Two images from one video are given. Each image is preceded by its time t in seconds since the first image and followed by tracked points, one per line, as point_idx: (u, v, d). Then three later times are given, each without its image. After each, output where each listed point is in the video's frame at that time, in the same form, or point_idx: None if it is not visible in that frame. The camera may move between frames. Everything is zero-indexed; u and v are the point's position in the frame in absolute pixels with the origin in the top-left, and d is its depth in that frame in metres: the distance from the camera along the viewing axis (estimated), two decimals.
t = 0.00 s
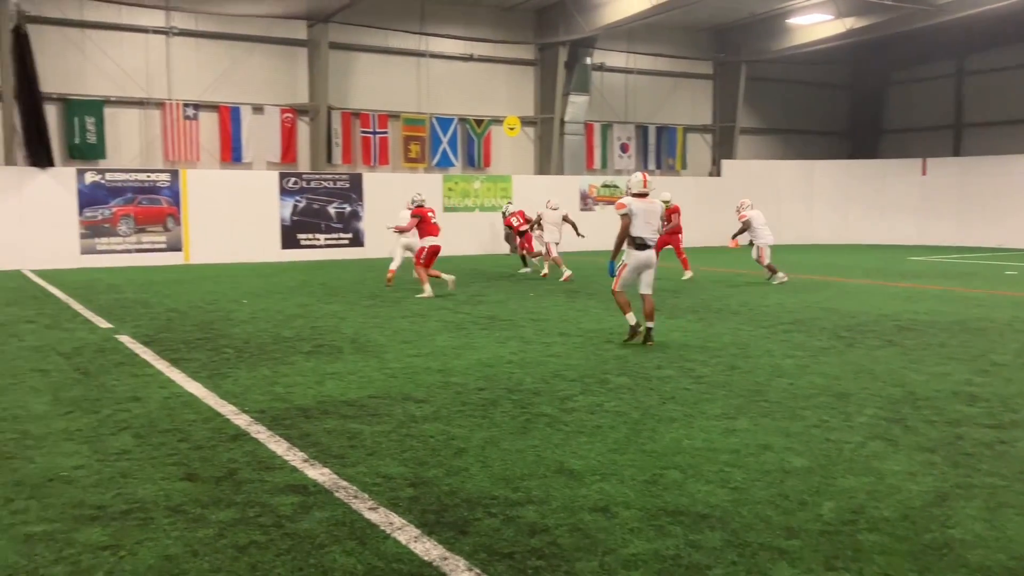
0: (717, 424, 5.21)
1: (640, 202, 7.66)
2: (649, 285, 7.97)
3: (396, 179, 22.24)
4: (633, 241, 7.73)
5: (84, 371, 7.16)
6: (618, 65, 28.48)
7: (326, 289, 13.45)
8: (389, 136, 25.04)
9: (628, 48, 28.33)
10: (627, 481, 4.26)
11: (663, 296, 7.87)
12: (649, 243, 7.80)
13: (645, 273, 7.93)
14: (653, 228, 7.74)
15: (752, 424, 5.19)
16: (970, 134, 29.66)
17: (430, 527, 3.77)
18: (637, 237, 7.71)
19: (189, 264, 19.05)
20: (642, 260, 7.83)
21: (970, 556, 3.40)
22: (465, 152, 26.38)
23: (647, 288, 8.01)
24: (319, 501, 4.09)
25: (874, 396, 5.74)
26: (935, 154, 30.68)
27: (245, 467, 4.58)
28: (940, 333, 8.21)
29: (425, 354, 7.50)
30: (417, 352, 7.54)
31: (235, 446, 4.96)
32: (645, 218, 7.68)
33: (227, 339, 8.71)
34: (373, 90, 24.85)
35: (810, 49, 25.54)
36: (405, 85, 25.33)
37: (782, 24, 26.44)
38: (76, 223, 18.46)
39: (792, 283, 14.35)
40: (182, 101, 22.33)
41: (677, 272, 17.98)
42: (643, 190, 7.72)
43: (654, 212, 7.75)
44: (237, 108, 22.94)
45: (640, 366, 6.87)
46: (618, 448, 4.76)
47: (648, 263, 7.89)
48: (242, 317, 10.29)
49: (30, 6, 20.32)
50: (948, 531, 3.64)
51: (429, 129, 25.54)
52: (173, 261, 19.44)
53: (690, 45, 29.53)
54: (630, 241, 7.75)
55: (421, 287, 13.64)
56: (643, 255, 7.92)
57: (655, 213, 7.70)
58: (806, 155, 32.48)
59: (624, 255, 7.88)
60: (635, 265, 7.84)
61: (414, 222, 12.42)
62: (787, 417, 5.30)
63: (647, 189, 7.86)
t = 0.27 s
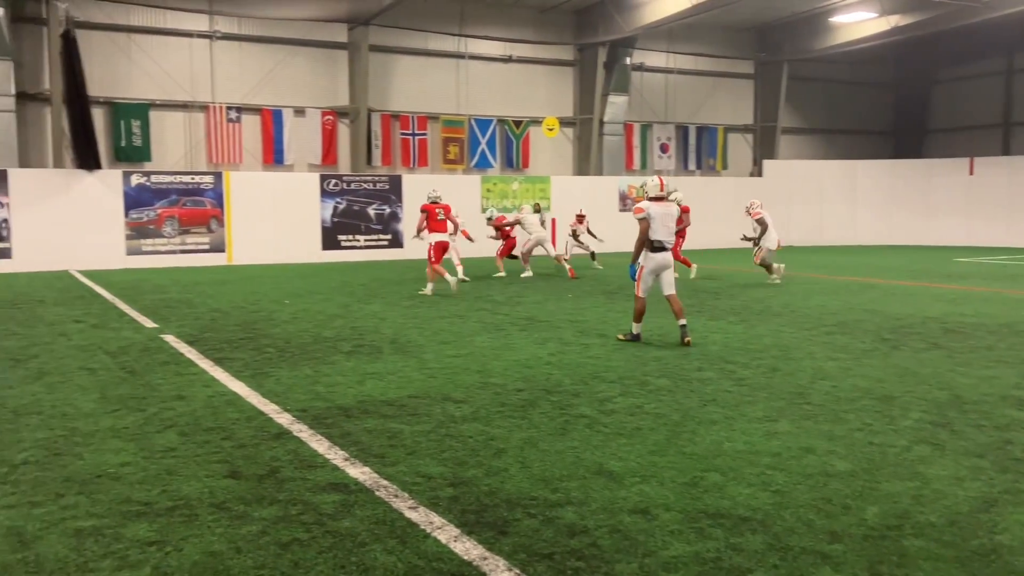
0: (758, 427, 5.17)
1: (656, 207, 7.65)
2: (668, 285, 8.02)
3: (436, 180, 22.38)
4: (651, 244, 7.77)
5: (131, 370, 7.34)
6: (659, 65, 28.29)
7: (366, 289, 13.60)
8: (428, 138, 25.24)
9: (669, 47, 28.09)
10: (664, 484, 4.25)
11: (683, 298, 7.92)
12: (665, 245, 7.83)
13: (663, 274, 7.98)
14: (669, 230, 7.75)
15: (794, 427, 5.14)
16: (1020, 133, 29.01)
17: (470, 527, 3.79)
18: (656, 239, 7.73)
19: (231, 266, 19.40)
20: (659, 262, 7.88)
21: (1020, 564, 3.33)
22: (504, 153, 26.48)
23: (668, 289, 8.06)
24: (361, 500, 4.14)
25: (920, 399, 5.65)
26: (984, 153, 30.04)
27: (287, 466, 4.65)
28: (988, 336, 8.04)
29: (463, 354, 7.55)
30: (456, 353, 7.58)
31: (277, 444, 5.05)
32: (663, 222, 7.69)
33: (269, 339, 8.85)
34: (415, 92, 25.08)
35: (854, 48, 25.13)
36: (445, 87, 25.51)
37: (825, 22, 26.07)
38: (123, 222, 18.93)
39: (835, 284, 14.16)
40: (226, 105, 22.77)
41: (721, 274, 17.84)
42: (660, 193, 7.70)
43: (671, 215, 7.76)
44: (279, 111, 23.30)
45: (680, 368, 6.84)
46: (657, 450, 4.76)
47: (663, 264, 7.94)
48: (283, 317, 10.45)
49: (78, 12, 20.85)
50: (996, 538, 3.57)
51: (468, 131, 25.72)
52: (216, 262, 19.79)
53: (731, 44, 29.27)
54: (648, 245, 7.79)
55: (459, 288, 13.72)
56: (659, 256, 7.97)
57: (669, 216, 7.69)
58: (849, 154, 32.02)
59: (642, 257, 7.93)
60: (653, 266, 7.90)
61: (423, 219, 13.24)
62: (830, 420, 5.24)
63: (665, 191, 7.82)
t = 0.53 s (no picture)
0: (796, 429, 5.13)
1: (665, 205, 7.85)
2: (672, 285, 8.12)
3: (472, 182, 22.52)
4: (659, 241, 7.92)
5: (171, 368, 7.49)
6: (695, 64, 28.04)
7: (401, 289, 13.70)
8: (463, 139, 25.40)
9: (705, 46, 27.87)
10: (700, 486, 4.24)
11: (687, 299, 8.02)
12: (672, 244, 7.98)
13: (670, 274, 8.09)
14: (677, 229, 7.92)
15: (833, 429, 5.09)
16: None
17: (505, 527, 3.82)
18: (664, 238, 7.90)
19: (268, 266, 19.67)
20: (667, 261, 8.00)
21: None
22: (539, 153, 26.50)
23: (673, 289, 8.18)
24: (397, 498, 4.19)
25: (962, 402, 5.55)
26: None
27: (324, 464, 4.72)
28: None
29: (498, 355, 7.59)
30: (491, 354, 7.62)
31: (314, 443, 5.12)
32: (671, 220, 7.89)
33: (306, 338, 8.97)
34: (451, 93, 25.19)
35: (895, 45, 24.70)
36: (480, 88, 25.62)
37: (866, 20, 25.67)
38: (163, 223, 19.32)
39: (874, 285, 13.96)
40: (263, 106, 23.09)
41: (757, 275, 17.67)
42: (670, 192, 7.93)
43: (680, 213, 7.96)
44: (316, 113, 23.56)
45: (716, 369, 6.80)
46: (692, 451, 4.74)
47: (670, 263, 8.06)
48: (319, 317, 10.58)
49: (120, 16, 21.31)
50: None
51: (503, 132, 25.76)
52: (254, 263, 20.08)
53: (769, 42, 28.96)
54: (657, 242, 7.96)
55: (493, 288, 13.76)
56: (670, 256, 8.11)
57: (677, 215, 7.89)
58: (889, 152, 31.51)
59: (652, 255, 8.08)
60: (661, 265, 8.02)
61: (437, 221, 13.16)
62: (869, 423, 5.17)
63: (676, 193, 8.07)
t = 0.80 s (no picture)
0: (831, 430, 5.08)
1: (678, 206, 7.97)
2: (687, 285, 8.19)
3: (505, 182, 22.57)
4: (674, 241, 8.01)
5: (208, 366, 7.63)
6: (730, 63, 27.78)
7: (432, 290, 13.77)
8: (495, 139, 25.48)
9: (739, 45, 27.62)
10: (733, 487, 4.22)
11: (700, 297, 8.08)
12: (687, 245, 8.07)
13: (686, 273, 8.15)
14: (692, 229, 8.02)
15: (869, 430, 5.04)
16: None
17: (538, 526, 3.85)
18: (680, 238, 7.99)
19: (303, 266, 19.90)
20: (683, 261, 8.07)
21: None
22: (571, 153, 26.49)
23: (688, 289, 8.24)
24: (430, 497, 4.24)
25: (1002, 406, 5.45)
26: None
27: (358, 462, 4.79)
28: None
29: (531, 355, 7.61)
30: (523, 353, 7.65)
31: (348, 441, 5.20)
32: (686, 220, 7.98)
33: (340, 337, 9.07)
34: (484, 93, 25.29)
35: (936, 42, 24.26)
36: (513, 88, 25.66)
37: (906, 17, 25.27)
38: (200, 223, 19.67)
39: (912, 287, 13.77)
40: (298, 107, 23.36)
41: (792, 275, 17.49)
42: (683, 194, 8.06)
43: (694, 215, 8.07)
44: (350, 114, 23.77)
45: (750, 370, 6.75)
46: (724, 453, 4.73)
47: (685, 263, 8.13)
48: (352, 317, 10.70)
49: (157, 19, 21.72)
50: None
51: (536, 132, 25.74)
52: (288, 263, 20.34)
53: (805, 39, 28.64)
54: (672, 243, 8.05)
55: (523, 288, 13.77)
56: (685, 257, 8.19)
57: (690, 216, 8.00)
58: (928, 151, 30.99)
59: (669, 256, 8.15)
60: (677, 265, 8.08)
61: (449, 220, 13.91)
62: (906, 425, 5.11)
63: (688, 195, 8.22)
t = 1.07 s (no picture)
0: (865, 431, 5.03)
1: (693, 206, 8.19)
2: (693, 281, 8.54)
3: (534, 181, 22.58)
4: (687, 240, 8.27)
5: (239, 364, 7.75)
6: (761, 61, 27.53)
7: (462, 289, 13.84)
8: (524, 138, 25.50)
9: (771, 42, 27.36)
10: (763, 489, 4.19)
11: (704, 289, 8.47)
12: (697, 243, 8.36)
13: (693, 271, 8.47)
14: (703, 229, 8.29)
15: (903, 432, 4.98)
16: None
17: (567, 526, 3.86)
18: (693, 236, 8.25)
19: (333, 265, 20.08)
20: (693, 259, 8.37)
21: None
22: (600, 152, 26.41)
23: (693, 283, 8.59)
24: (459, 495, 4.27)
25: None
26: None
27: (387, 460, 4.84)
28: None
29: (560, 354, 7.62)
30: (552, 353, 7.66)
31: (377, 439, 5.25)
32: (700, 219, 8.22)
33: (370, 336, 9.16)
34: (513, 91, 25.31)
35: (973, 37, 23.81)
36: (542, 86, 25.64)
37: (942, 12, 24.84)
38: (232, 223, 19.94)
39: (949, 287, 13.54)
40: (328, 107, 23.56)
41: (825, 275, 17.28)
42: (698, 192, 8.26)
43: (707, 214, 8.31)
44: (380, 113, 23.93)
45: (781, 371, 6.70)
46: (755, 454, 4.70)
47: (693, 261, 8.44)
48: (383, 316, 10.78)
49: (190, 20, 22.08)
50: None
51: (564, 130, 25.72)
52: (318, 262, 20.52)
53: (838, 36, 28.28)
54: (683, 239, 8.30)
55: (552, 288, 13.77)
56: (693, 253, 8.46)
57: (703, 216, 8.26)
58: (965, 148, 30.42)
59: (679, 252, 8.42)
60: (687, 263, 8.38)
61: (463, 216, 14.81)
62: (942, 427, 5.04)
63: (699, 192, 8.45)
